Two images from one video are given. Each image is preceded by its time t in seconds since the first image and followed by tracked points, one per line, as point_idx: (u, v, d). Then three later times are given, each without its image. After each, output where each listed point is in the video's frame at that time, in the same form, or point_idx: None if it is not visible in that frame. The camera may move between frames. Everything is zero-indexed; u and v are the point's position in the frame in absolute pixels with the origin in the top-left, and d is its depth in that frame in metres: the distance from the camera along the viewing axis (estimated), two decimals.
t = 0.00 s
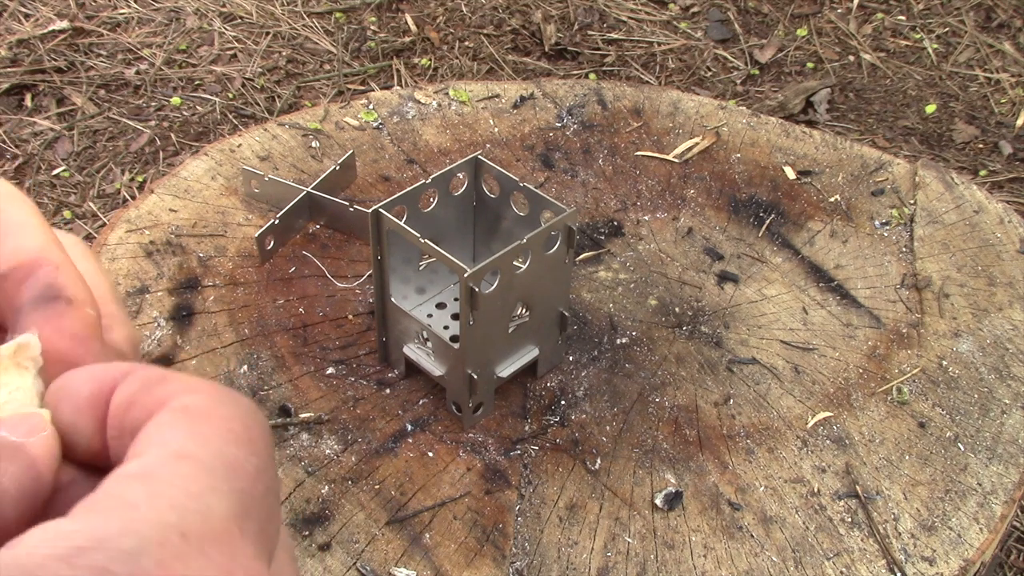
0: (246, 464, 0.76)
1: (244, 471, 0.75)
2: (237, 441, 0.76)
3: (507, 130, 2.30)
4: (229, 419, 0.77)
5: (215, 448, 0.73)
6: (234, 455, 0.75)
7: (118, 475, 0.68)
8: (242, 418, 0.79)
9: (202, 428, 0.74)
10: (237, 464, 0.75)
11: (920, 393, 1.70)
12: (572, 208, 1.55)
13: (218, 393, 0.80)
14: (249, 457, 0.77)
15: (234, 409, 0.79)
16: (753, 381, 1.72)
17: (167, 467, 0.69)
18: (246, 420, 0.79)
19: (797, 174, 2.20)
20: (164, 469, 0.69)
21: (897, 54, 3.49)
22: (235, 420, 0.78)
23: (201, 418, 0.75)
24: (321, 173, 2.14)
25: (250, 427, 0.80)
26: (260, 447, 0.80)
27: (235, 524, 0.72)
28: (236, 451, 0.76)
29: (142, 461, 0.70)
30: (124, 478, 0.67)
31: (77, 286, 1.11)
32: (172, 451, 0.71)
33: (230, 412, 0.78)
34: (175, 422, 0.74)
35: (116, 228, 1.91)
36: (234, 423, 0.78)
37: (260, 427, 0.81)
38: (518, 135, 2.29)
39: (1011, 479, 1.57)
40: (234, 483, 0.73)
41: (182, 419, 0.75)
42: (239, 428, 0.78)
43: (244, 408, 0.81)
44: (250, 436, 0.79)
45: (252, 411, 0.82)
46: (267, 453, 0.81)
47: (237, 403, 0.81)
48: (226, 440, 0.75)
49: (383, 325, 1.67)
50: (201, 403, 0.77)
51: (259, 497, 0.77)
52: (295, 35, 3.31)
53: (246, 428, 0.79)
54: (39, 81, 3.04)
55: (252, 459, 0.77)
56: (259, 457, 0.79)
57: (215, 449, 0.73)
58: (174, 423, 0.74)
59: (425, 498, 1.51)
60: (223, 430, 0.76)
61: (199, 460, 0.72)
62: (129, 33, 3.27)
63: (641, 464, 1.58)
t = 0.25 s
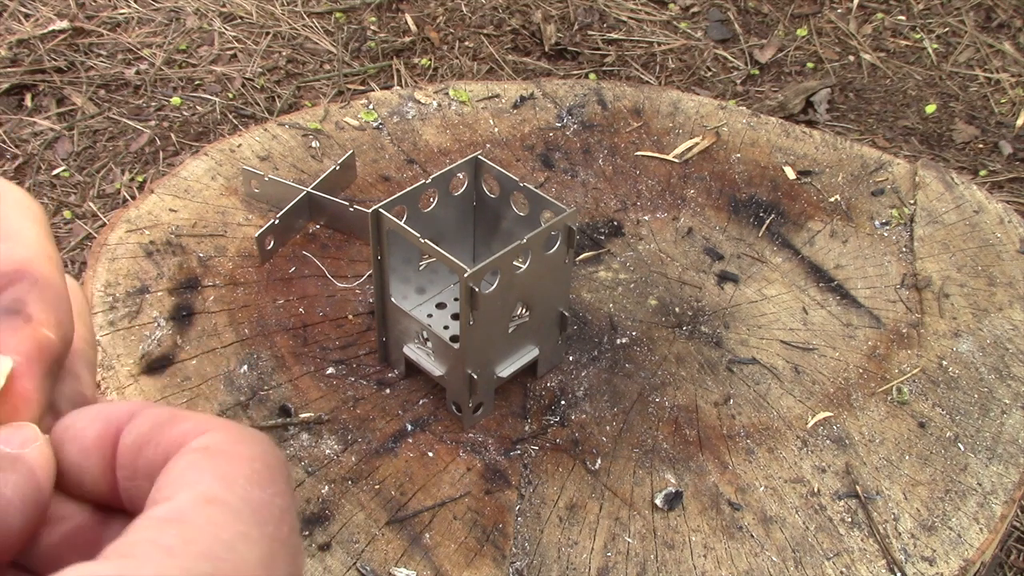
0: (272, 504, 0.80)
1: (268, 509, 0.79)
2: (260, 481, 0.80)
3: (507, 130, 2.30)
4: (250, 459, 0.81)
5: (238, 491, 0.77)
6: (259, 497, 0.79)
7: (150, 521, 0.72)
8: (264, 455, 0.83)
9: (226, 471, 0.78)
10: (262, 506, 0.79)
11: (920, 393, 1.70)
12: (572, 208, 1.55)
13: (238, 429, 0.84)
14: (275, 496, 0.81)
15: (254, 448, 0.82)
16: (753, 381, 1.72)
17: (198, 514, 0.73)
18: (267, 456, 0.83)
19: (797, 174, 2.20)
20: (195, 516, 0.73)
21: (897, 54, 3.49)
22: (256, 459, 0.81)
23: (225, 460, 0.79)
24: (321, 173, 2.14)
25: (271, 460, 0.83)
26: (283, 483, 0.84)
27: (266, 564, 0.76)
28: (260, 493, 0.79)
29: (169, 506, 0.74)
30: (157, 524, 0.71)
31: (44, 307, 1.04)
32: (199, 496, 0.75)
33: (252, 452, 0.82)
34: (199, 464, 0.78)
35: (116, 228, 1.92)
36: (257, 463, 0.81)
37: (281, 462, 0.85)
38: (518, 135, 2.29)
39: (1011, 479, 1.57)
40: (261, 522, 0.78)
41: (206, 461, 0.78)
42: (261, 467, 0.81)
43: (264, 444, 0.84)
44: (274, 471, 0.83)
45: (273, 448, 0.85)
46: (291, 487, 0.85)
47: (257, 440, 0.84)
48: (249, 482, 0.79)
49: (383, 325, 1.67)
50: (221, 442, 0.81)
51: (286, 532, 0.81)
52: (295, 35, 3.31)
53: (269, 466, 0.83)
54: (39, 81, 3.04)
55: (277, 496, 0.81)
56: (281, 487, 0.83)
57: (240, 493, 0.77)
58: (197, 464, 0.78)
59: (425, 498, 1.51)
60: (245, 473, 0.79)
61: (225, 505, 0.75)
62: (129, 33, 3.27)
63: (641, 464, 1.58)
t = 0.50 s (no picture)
0: (287, 512, 0.89)
1: (284, 518, 0.88)
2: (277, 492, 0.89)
3: (507, 130, 2.30)
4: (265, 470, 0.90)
5: (258, 504, 0.86)
6: (278, 509, 0.88)
7: (176, 540, 0.79)
8: (277, 464, 0.92)
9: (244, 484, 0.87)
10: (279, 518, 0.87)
11: (920, 393, 1.70)
12: (572, 208, 1.55)
13: (252, 439, 0.94)
14: (290, 507, 0.90)
15: (267, 458, 0.92)
16: (753, 381, 1.72)
17: (220, 530, 0.81)
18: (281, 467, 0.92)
19: (797, 174, 2.20)
20: (217, 532, 0.81)
21: (897, 54, 3.49)
22: (270, 471, 0.90)
23: (243, 472, 0.88)
24: (321, 173, 2.14)
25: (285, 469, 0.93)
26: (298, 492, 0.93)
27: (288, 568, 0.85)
28: (276, 503, 0.88)
29: (198, 521, 0.82)
30: (183, 541, 0.79)
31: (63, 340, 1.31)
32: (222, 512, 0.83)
33: (267, 463, 0.91)
34: (221, 478, 0.87)
35: (116, 228, 1.92)
36: (271, 474, 0.90)
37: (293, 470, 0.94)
38: (518, 135, 2.29)
39: (1011, 479, 1.57)
40: (279, 529, 0.86)
41: (226, 475, 0.87)
42: (276, 478, 0.90)
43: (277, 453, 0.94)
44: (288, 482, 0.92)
45: (285, 458, 0.95)
46: (304, 495, 0.94)
47: (272, 452, 0.93)
48: (264, 492, 0.88)
49: (383, 325, 1.67)
50: (237, 454, 0.90)
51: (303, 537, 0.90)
52: (295, 35, 3.31)
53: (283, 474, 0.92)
54: (38, 81, 3.04)
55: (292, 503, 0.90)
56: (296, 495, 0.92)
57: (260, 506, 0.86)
58: (219, 478, 0.87)
59: (425, 498, 1.51)
60: (261, 487, 0.88)
61: (247, 519, 0.84)
62: (129, 33, 3.27)
63: (641, 464, 1.58)
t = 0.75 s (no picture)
0: (299, 507, 0.83)
1: (294, 515, 0.82)
2: (292, 487, 0.83)
3: (507, 130, 2.30)
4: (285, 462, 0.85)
5: (269, 496, 0.80)
6: (289, 505, 0.82)
7: (175, 524, 0.75)
8: (302, 461, 0.86)
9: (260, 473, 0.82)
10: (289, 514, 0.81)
11: (921, 393, 1.70)
12: (572, 209, 1.55)
13: (285, 435, 0.88)
14: (305, 504, 0.84)
15: (296, 454, 0.87)
16: (753, 381, 1.72)
17: (221, 519, 0.76)
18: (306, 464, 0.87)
19: (797, 174, 2.20)
20: (218, 522, 0.76)
21: (897, 54, 3.49)
22: (292, 466, 0.85)
23: (264, 463, 0.83)
24: (320, 173, 2.14)
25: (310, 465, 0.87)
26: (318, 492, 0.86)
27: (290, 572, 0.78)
28: (289, 498, 0.82)
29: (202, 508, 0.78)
30: (182, 527, 0.75)
31: (36, 363, 1.42)
32: (229, 501, 0.78)
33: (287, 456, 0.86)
34: (239, 467, 0.82)
35: (116, 228, 1.92)
36: (293, 470, 0.85)
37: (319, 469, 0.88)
38: (518, 135, 2.29)
39: (1011, 479, 1.57)
40: (285, 524, 0.80)
41: (246, 464, 0.83)
42: (296, 473, 0.85)
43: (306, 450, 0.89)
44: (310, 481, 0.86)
45: (315, 457, 0.89)
46: (326, 497, 0.88)
47: (302, 450, 0.88)
48: (279, 485, 0.82)
49: (383, 325, 1.67)
50: (263, 447, 0.85)
51: (314, 539, 0.84)
52: (295, 35, 3.31)
53: (305, 470, 0.86)
54: (39, 81, 3.04)
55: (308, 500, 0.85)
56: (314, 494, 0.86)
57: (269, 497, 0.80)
58: (238, 467, 0.82)
59: (425, 498, 1.51)
60: (279, 480, 0.83)
61: (253, 511, 0.78)
62: (129, 33, 3.27)
63: (641, 464, 1.58)
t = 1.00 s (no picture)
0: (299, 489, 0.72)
1: (292, 498, 0.71)
2: (294, 468, 0.72)
3: (507, 130, 2.30)
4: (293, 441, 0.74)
5: (268, 472, 0.70)
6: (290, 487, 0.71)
7: (156, 494, 0.65)
8: (312, 444, 0.75)
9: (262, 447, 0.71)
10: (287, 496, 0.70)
11: (921, 393, 1.70)
12: (572, 208, 1.55)
13: (301, 414, 0.78)
14: (307, 489, 0.72)
15: (309, 438, 0.76)
16: (753, 381, 1.72)
17: (207, 488, 0.66)
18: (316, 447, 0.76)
19: (797, 174, 2.20)
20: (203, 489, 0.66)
21: (897, 54, 3.49)
22: (300, 446, 0.74)
23: (269, 439, 0.73)
24: (321, 173, 2.14)
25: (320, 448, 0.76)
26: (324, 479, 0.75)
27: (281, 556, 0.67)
28: (290, 479, 0.71)
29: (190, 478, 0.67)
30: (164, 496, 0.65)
31: (29, 353, 1.46)
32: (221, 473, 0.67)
33: (295, 434, 0.75)
34: (241, 439, 0.72)
35: (116, 228, 1.92)
36: (301, 451, 0.74)
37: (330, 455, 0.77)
38: (518, 135, 2.29)
39: (1011, 479, 1.57)
40: (279, 506, 0.69)
41: (250, 436, 0.72)
42: (302, 454, 0.74)
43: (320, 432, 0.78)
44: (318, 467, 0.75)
45: (327, 444, 0.78)
46: (334, 483, 0.76)
47: (315, 433, 0.77)
48: (283, 464, 0.71)
49: (383, 325, 1.67)
50: (275, 424, 0.75)
51: (314, 529, 0.72)
52: (295, 35, 3.31)
53: (313, 454, 0.75)
54: (39, 81, 3.04)
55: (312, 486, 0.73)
56: (319, 480, 0.74)
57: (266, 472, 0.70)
58: (241, 438, 0.72)
59: (425, 498, 1.51)
60: (283, 458, 0.72)
61: (248, 487, 0.67)
62: (129, 33, 3.27)
63: (641, 464, 1.58)
